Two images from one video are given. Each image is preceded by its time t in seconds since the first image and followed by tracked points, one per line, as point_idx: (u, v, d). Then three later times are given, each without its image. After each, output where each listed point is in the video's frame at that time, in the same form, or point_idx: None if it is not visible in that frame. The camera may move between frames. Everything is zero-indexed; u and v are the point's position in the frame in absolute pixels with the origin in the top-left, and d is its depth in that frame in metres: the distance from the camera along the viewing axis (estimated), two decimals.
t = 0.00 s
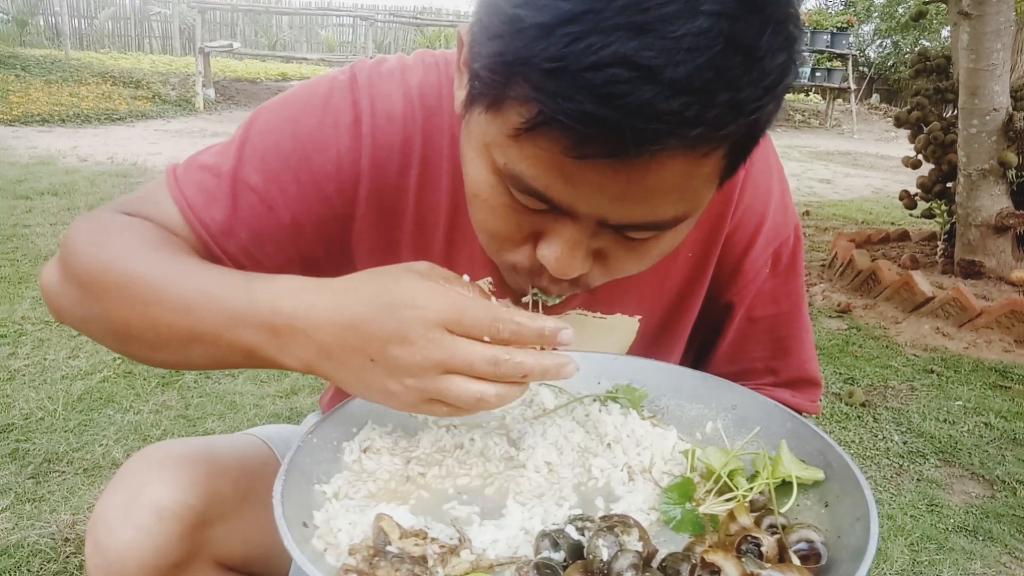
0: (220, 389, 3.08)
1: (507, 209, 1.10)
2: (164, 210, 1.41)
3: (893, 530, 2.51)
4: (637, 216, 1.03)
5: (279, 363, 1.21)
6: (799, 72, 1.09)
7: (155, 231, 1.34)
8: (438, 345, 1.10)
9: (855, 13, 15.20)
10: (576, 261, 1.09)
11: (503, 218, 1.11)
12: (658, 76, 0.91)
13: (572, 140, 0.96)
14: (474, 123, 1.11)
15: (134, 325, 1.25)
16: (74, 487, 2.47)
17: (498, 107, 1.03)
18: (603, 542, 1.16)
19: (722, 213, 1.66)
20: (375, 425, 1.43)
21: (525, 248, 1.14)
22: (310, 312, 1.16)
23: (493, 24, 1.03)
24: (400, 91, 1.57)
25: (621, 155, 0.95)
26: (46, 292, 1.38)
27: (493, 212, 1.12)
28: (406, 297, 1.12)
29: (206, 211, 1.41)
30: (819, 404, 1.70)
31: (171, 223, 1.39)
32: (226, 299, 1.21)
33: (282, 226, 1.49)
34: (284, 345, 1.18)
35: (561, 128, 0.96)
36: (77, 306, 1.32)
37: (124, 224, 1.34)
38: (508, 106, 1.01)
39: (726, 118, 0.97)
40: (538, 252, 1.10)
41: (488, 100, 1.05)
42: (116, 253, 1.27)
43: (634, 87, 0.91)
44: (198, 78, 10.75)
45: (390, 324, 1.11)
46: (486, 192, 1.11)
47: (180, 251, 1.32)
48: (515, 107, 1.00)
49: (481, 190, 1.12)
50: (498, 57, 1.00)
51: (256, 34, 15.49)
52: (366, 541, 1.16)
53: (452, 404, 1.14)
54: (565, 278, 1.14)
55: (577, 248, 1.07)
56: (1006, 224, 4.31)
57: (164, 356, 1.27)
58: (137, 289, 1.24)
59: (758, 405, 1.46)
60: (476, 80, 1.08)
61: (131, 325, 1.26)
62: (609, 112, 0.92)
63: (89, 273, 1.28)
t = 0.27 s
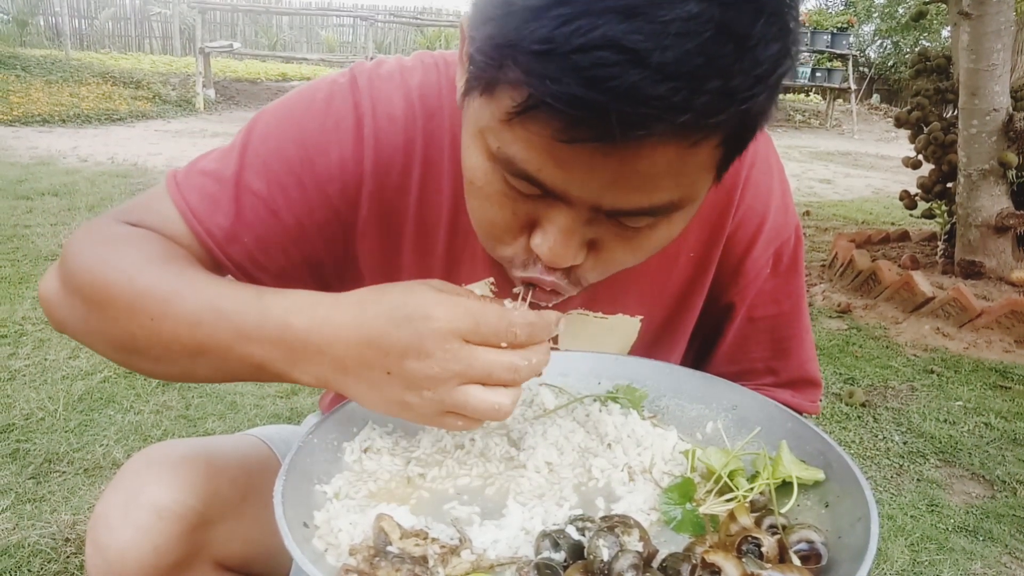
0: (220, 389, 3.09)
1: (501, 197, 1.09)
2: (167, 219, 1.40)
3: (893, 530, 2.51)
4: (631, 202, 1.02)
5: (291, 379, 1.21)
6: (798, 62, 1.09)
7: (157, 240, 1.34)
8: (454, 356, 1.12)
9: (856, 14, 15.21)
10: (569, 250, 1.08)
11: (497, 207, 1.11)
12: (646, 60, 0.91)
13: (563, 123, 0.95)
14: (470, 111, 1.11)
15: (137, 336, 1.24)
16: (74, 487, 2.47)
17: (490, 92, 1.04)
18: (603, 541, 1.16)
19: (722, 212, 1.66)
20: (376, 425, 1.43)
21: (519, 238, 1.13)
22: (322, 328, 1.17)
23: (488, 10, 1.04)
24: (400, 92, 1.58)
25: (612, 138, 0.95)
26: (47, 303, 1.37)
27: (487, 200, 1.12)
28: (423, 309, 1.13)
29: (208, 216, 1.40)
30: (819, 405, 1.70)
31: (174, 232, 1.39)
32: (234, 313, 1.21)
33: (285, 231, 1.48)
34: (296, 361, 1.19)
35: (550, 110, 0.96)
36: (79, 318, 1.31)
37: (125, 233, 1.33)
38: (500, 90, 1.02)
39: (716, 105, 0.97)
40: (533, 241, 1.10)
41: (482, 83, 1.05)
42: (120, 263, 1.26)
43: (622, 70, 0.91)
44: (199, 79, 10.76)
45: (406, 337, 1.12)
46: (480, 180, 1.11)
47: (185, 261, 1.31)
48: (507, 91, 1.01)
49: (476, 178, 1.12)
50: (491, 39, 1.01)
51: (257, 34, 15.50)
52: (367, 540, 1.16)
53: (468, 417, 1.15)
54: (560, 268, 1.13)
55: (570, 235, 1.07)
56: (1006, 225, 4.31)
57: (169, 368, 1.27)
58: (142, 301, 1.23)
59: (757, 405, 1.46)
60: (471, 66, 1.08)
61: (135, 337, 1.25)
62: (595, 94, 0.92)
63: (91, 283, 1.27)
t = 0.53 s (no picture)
0: (220, 389, 3.08)
1: (510, 195, 1.09)
2: (168, 220, 1.40)
3: (894, 530, 2.51)
4: (648, 193, 1.02)
5: (287, 371, 1.21)
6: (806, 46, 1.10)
7: (158, 240, 1.34)
8: (449, 341, 1.11)
9: (856, 14, 15.20)
10: (584, 245, 1.08)
11: (506, 204, 1.11)
12: (661, 44, 0.92)
13: (578, 114, 0.95)
14: (478, 107, 1.11)
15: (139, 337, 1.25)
16: (75, 486, 2.47)
17: (501, 86, 1.03)
18: (603, 541, 1.16)
19: (724, 212, 1.66)
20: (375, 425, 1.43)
21: (530, 233, 1.13)
22: (319, 316, 1.17)
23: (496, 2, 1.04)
24: (401, 92, 1.57)
25: (631, 128, 0.95)
26: (49, 302, 1.38)
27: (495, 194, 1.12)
28: (418, 295, 1.12)
29: (209, 218, 1.40)
30: (819, 404, 1.70)
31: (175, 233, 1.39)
32: (231, 307, 1.21)
33: (286, 232, 1.49)
34: (292, 353, 1.18)
35: (565, 101, 0.96)
36: (81, 318, 1.31)
37: (127, 233, 1.33)
38: (512, 84, 1.02)
39: (732, 89, 0.97)
40: (545, 238, 1.10)
41: (492, 77, 1.05)
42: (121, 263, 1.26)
43: (639, 55, 0.91)
44: (198, 79, 10.76)
45: (400, 323, 1.12)
46: (489, 177, 1.10)
47: (185, 260, 1.31)
48: (519, 84, 1.00)
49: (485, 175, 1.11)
50: (501, 31, 1.01)
51: (256, 34, 15.50)
52: (366, 540, 1.16)
53: (465, 402, 1.14)
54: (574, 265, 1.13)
55: (585, 229, 1.07)
56: (1007, 224, 4.31)
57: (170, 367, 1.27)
58: (139, 299, 1.23)
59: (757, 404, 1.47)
60: (479, 61, 1.08)
61: (137, 338, 1.25)
62: (613, 79, 0.92)
63: (93, 285, 1.27)
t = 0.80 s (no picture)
0: (217, 386, 3.08)
1: (507, 194, 1.09)
2: (168, 214, 1.40)
3: (891, 528, 2.52)
4: (641, 198, 1.03)
5: (292, 362, 1.20)
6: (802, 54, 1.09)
7: (159, 233, 1.34)
8: (442, 337, 1.09)
9: (855, 12, 15.20)
10: (577, 247, 1.09)
11: (503, 204, 1.11)
12: (656, 58, 0.90)
13: (571, 124, 0.96)
14: (474, 110, 1.10)
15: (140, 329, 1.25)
16: (72, 484, 2.47)
17: (496, 93, 1.03)
18: (601, 540, 1.15)
19: (722, 210, 1.66)
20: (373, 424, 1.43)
21: (526, 235, 1.13)
22: (320, 307, 1.16)
23: (491, 9, 1.03)
24: (401, 89, 1.57)
25: (623, 137, 0.95)
26: (46, 296, 1.36)
27: (493, 197, 1.11)
28: (412, 290, 1.11)
29: (209, 213, 1.40)
30: (817, 403, 1.70)
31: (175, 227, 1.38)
32: (236, 300, 1.20)
33: (285, 228, 1.49)
34: (295, 345, 1.18)
35: (559, 111, 0.95)
36: (82, 310, 1.31)
37: (127, 225, 1.33)
38: (507, 91, 1.01)
39: (727, 101, 0.97)
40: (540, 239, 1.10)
41: (487, 84, 1.04)
42: (124, 256, 1.26)
43: (633, 68, 0.91)
44: (196, 75, 10.75)
45: (395, 316, 1.10)
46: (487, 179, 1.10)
47: (186, 253, 1.31)
48: (513, 91, 1.00)
49: (483, 177, 1.11)
50: (497, 39, 1.00)
51: (254, 31, 15.48)
52: (363, 539, 1.16)
53: (456, 400, 1.11)
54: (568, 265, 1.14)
55: (579, 232, 1.07)
56: (1004, 223, 4.31)
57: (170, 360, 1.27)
58: (141, 290, 1.23)
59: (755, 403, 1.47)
60: (475, 66, 1.07)
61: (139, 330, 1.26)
62: (606, 93, 0.92)
63: (96, 276, 1.27)
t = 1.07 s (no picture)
0: (216, 385, 3.08)
1: (508, 183, 1.09)
2: (176, 199, 1.39)
3: (890, 527, 2.52)
4: (645, 183, 1.02)
5: (312, 341, 1.18)
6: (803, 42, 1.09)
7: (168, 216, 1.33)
8: (464, 329, 1.07)
9: (854, 11, 15.19)
10: (580, 236, 1.08)
11: (506, 194, 1.11)
12: (657, 43, 0.91)
13: (573, 111, 0.95)
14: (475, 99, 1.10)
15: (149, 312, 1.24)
16: (70, 483, 2.47)
17: (497, 81, 1.03)
18: (600, 539, 1.15)
19: (722, 207, 1.66)
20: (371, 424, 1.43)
21: (528, 224, 1.13)
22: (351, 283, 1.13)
23: None
24: (408, 81, 1.57)
25: (626, 124, 0.95)
26: (45, 285, 1.33)
27: (497, 187, 1.11)
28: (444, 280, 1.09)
29: (217, 200, 1.40)
30: (815, 401, 1.70)
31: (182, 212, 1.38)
32: (259, 278, 1.19)
33: (292, 216, 1.48)
34: (322, 319, 1.15)
35: (561, 98, 0.95)
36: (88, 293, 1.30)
37: (136, 208, 1.32)
38: (508, 78, 1.01)
39: (727, 87, 0.97)
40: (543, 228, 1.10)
41: (488, 72, 1.04)
42: (135, 237, 1.25)
43: (633, 54, 0.91)
44: (196, 74, 10.74)
45: (423, 300, 1.08)
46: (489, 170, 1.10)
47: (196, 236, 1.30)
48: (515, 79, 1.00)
49: (485, 166, 1.11)
50: (498, 26, 1.00)
51: (254, 29, 15.47)
52: (362, 538, 1.16)
53: (463, 397, 1.09)
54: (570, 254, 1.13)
55: (582, 220, 1.07)
56: (1003, 222, 4.31)
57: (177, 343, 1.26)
58: (153, 271, 1.23)
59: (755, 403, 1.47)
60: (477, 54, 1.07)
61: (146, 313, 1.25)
62: (607, 79, 0.92)
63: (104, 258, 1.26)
